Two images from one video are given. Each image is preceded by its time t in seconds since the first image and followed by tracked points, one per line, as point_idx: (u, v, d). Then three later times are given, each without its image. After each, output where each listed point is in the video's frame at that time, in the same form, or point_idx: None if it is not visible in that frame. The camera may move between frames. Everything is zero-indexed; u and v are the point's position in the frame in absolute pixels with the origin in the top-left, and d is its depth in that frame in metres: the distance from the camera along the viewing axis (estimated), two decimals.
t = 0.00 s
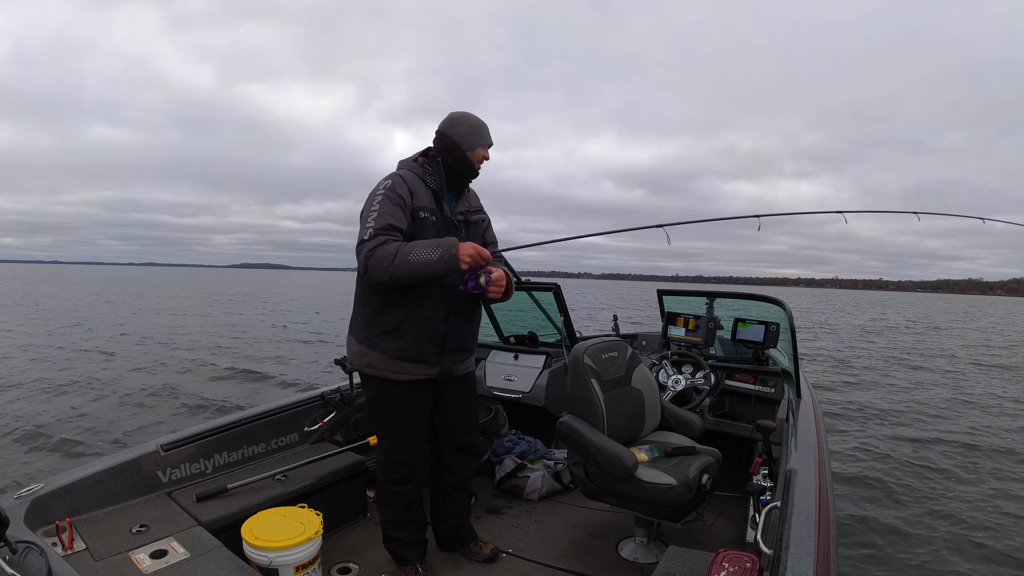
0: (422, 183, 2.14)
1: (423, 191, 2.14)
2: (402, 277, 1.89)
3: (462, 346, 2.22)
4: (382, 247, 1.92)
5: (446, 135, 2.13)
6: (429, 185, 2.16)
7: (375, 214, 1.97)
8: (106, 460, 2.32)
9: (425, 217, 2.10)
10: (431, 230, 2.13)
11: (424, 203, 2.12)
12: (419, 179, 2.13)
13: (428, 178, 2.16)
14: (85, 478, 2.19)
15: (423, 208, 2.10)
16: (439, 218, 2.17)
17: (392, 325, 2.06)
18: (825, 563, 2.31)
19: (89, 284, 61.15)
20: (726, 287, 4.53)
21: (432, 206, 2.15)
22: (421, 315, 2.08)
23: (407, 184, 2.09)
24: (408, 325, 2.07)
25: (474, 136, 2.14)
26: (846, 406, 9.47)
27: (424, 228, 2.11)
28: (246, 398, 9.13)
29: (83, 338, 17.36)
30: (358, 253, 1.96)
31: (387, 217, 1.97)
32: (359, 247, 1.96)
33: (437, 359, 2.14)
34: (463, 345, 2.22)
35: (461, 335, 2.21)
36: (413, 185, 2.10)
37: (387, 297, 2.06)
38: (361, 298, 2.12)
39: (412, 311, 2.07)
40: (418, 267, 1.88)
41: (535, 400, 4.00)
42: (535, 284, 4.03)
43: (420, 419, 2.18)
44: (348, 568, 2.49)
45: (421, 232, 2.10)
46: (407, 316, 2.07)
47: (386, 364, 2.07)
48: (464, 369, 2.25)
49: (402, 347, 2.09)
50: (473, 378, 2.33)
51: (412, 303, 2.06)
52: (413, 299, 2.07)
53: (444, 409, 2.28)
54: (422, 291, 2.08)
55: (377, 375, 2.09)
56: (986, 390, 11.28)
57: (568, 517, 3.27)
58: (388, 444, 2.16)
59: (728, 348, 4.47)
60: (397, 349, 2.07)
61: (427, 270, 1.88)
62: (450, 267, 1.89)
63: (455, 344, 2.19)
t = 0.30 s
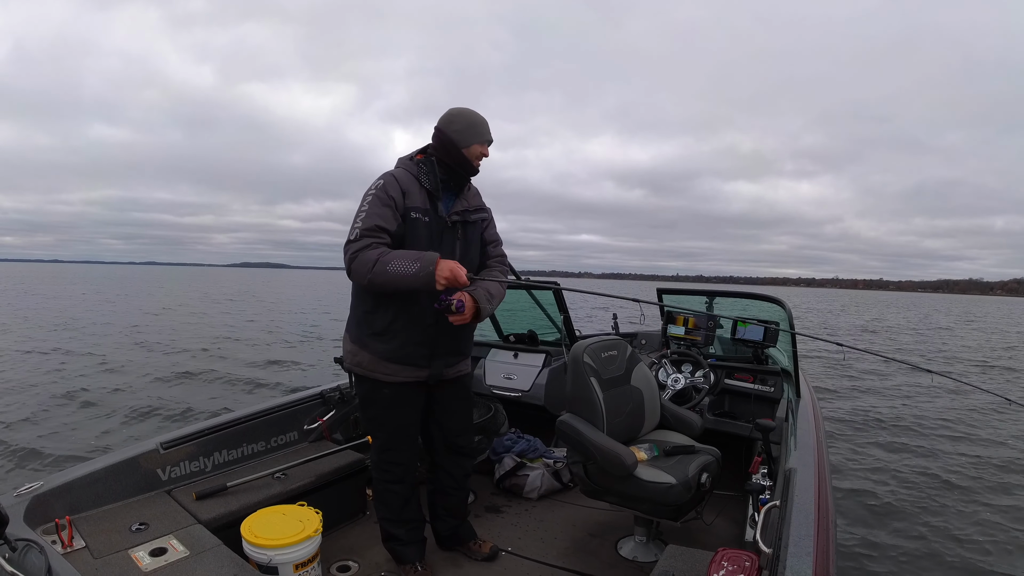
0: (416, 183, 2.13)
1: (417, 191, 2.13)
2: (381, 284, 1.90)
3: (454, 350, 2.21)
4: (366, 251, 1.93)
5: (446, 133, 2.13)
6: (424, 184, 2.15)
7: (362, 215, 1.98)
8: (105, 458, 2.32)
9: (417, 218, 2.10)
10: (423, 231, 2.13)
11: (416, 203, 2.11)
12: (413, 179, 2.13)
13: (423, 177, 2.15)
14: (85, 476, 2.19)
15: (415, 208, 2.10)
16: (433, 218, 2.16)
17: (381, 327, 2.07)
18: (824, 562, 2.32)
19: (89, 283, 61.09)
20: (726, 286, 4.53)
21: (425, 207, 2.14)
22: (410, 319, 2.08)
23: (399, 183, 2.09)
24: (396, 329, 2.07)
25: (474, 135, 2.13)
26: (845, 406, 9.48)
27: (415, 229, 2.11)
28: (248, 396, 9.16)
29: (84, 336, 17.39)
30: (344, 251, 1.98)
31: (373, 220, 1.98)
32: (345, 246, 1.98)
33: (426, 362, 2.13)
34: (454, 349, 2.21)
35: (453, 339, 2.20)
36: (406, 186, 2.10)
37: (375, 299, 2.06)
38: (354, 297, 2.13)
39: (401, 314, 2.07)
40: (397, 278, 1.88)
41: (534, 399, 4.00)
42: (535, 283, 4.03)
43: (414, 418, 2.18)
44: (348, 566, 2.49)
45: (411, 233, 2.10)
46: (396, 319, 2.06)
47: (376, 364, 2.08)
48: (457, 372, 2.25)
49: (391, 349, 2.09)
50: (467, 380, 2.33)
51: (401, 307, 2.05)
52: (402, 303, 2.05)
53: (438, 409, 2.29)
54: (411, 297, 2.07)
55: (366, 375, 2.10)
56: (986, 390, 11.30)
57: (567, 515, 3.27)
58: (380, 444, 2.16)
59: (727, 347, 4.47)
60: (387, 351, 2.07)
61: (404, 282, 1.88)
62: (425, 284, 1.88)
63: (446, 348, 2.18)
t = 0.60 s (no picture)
0: (403, 179, 2.13)
1: (403, 187, 2.13)
2: (354, 275, 1.92)
3: (446, 348, 2.20)
4: (342, 238, 1.94)
5: (430, 126, 2.11)
6: (412, 180, 2.14)
7: (343, 208, 2.00)
8: (105, 453, 2.32)
9: (401, 213, 2.09)
10: (410, 227, 2.12)
11: (402, 199, 2.11)
12: (401, 176, 2.13)
13: (412, 174, 2.15)
14: (83, 472, 2.19)
15: (400, 205, 2.10)
16: (422, 215, 2.15)
17: (370, 322, 2.08)
18: (821, 562, 2.32)
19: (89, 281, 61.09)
20: (725, 285, 4.53)
21: (412, 203, 2.13)
22: (398, 314, 2.08)
23: (385, 180, 2.10)
24: (385, 323, 2.08)
25: (460, 127, 2.12)
26: (845, 405, 9.49)
27: (401, 225, 2.11)
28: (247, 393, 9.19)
29: (86, 334, 17.44)
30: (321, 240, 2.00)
31: (354, 213, 1.99)
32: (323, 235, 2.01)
33: (416, 359, 2.13)
34: (445, 345, 2.19)
35: (443, 335, 2.18)
36: (391, 182, 2.11)
37: (363, 294, 2.08)
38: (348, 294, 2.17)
39: (390, 309, 2.08)
40: (369, 268, 1.89)
41: (533, 397, 4.00)
42: (535, 281, 4.03)
43: (410, 414, 2.19)
44: (346, 563, 2.50)
45: (397, 229, 2.11)
46: (384, 314, 2.07)
47: (367, 360, 2.09)
48: (451, 370, 2.24)
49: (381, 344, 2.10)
50: (464, 377, 2.32)
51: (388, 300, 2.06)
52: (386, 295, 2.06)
53: (435, 406, 2.29)
54: (397, 292, 2.08)
55: (359, 371, 2.12)
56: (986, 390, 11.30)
57: (565, 513, 3.28)
58: (376, 439, 2.17)
59: (726, 347, 4.47)
60: (377, 346, 2.08)
61: (377, 273, 1.89)
62: (398, 277, 1.89)
63: (436, 345, 2.17)
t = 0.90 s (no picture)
0: (393, 178, 2.14)
1: (393, 187, 2.15)
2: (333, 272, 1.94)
3: (441, 345, 2.18)
4: (324, 234, 1.96)
5: (417, 124, 2.11)
6: (402, 179, 2.15)
7: (329, 206, 2.02)
8: (104, 451, 2.32)
9: (390, 213, 2.11)
10: (399, 225, 2.13)
11: (390, 198, 2.12)
12: (391, 176, 2.15)
13: (402, 174, 2.16)
14: (83, 470, 2.19)
15: (388, 204, 2.11)
16: (412, 214, 2.16)
17: (363, 320, 2.09)
18: (820, 562, 2.32)
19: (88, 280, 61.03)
20: (725, 285, 4.54)
21: (400, 201, 2.14)
22: (389, 312, 2.09)
23: (374, 180, 2.12)
24: (376, 322, 2.09)
25: (447, 124, 2.11)
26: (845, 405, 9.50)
27: (389, 224, 2.12)
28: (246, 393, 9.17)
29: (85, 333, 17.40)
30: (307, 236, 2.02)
31: (339, 210, 2.01)
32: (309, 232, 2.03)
33: (409, 357, 2.12)
34: (440, 342, 2.18)
35: (436, 333, 2.16)
36: (380, 181, 2.12)
37: (355, 292, 2.11)
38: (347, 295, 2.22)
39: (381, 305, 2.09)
40: (346, 266, 1.90)
41: (533, 396, 4.00)
42: (534, 281, 4.03)
43: (408, 413, 2.19)
44: (345, 563, 2.50)
45: (386, 228, 2.12)
46: (376, 313, 2.08)
47: (362, 359, 2.11)
48: (447, 368, 2.21)
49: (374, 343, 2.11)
50: (462, 376, 2.31)
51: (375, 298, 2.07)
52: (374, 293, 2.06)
53: (434, 405, 2.29)
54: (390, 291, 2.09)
55: (355, 370, 2.14)
56: (986, 390, 11.30)
57: (564, 513, 3.28)
58: (374, 438, 2.18)
59: (726, 346, 4.48)
60: (370, 344, 2.09)
61: (354, 273, 1.90)
62: (370, 278, 1.89)
63: (429, 342, 2.15)
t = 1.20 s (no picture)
0: (385, 179, 2.15)
1: (386, 187, 2.15)
2: (313, 276, 1.97)
3: (437, 345, 2.18)
4: (309, 237, 1.99)
5: (409, 125, 2.12)
6: (395, 180, 2.16)
7: (318, 210, 2.05)
8: (104, 453, 2.32)
9: (382, 213, 2.11)
10: (392, 225, 2.13)
11: (383, 199, 2.12)
12: (384, 177, 2.16)
13: (395, 175, 2.17)
14: (82, 472, 2.19)
15: (379, 204, 2.11)
16: (405, 214, 2.15)
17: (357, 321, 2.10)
18: (820, 562, 2.32)
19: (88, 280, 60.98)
20: (725, 286, 4.54)
21: (393, 202, 2.14)
22: (382, 312, 2.09)
23: (366, 181, 2.12)
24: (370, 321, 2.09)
25: (441, 124, 2.10)
26: (845, 405, 9.51)
27: (382, 224, 2.12)
28: (246, 393, 9.15)
29: (84, 333, 17.36)
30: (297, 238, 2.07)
31: (326, 212, 2.04)
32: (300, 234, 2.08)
33: (405, 356, 2.12)
34: (434, 341, 2.17)
35: (431, 333, 2.16)
36: (372, 182, 2.13)
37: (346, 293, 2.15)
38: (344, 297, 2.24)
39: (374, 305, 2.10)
40: (321, 272, 1.94)
41: (532, 397, 4.00)
42: (533, 281, 4.02)
43: (407, 413, 2.19)
44: (344, 564, 2.50)
45: (378, 228, 2.12)
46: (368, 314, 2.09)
47: (359, 359, 2.11)
48: (444, 368, 2.21)
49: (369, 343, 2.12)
50: (461, 376, 2.30)
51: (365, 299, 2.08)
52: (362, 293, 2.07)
53: (434, 405, 2.29)
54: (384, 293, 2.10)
55: (351, 370, 2.14)
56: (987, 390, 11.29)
57: (564, 513, 3.28)
58: (373, 439, 2.18)
59: (725, 347, 4.48)
60: (366, 344, 2.10)
61: (325, 281, 1.94)
62: (339, 289, 1.91)
63: (424, 342, 2.15)
